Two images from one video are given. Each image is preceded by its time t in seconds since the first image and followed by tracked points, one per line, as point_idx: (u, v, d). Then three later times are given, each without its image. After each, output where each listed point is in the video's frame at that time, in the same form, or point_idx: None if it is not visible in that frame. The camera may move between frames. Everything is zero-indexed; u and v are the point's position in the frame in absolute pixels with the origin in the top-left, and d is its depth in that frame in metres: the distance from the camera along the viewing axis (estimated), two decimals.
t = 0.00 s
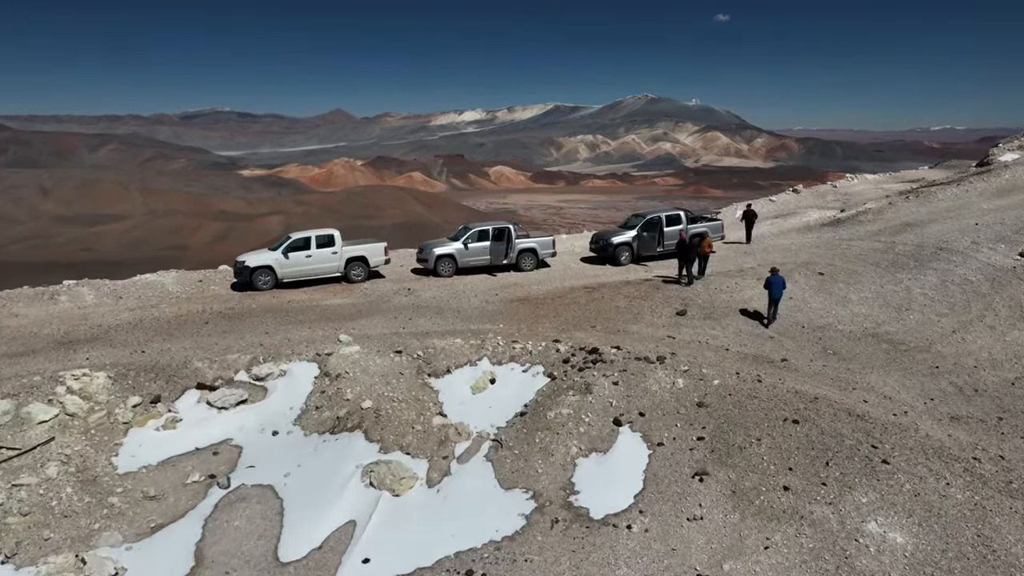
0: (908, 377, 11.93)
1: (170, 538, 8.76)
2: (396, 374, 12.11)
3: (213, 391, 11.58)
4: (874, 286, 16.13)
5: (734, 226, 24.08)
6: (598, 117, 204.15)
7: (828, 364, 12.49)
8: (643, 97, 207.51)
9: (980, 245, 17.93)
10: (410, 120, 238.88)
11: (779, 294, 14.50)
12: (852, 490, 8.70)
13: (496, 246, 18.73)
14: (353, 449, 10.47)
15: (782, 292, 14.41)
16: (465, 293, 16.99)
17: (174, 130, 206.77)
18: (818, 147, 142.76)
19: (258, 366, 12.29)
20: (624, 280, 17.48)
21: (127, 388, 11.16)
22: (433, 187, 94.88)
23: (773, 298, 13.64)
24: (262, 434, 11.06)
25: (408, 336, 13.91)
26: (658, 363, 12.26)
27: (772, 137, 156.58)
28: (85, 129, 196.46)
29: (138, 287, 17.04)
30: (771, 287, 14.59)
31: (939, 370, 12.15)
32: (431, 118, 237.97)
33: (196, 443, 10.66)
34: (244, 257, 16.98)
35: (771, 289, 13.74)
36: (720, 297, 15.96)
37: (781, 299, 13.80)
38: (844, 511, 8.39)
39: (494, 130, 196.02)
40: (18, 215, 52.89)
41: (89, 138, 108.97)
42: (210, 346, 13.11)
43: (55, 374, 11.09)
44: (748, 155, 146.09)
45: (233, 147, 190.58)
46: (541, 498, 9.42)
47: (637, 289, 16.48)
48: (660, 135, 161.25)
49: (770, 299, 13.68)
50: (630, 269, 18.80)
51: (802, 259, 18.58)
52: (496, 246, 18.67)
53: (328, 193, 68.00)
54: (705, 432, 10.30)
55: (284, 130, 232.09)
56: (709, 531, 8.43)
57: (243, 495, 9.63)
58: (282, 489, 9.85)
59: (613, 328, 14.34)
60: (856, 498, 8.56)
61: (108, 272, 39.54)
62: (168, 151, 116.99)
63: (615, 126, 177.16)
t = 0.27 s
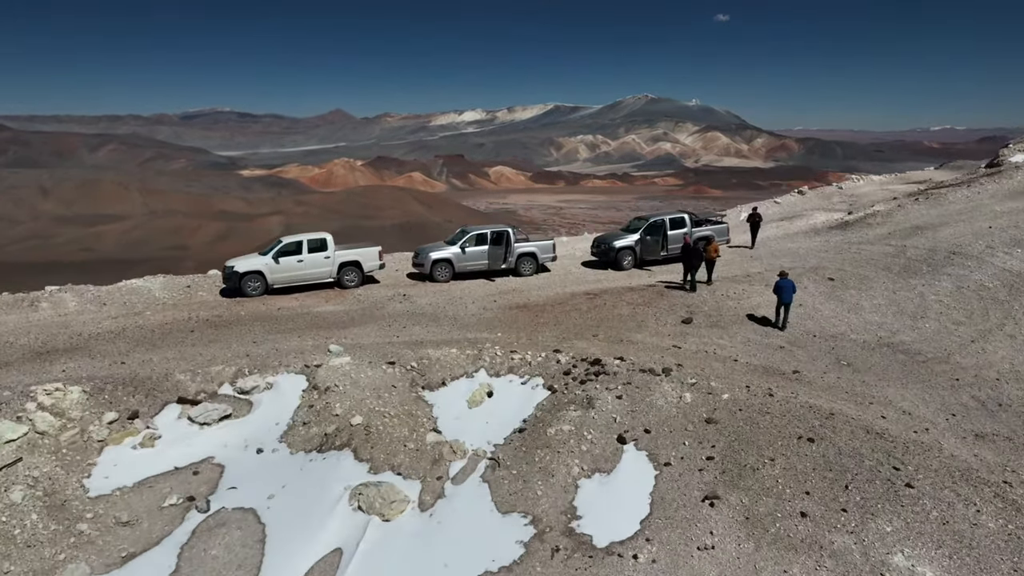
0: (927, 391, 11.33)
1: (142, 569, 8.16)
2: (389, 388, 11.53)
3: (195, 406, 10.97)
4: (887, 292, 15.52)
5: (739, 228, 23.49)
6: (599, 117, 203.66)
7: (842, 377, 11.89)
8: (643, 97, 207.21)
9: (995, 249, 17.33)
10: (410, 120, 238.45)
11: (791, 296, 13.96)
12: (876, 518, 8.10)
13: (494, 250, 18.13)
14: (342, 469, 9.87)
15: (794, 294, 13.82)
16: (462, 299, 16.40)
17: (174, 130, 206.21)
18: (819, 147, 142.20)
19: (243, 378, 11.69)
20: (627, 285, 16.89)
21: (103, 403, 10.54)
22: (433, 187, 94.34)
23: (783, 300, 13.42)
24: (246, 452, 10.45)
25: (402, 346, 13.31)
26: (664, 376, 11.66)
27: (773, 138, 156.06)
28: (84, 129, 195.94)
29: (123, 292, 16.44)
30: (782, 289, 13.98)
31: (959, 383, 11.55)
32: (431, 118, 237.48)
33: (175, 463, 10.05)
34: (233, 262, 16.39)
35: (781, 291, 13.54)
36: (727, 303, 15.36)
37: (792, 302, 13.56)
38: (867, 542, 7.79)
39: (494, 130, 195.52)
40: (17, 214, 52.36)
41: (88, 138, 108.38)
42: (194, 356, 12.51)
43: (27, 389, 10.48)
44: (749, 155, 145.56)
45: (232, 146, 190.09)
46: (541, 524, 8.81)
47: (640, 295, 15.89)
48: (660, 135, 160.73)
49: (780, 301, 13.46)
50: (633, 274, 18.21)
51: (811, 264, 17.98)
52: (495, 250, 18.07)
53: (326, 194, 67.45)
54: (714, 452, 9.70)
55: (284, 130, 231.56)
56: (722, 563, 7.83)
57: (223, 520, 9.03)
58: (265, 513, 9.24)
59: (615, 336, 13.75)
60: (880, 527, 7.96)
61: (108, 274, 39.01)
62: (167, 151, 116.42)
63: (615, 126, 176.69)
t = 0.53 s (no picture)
0: (950, 405, 10.71)
1: None
2: (380, 403, 10.94)
3: (175, 422, 10.37)
4: (901, 298, 14.92)
5: (744, 231, 22.90)
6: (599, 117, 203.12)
7: (858, 391, 11.28)
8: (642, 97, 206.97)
9: (1011, 254, 16.71)
10: (409, 120, 237.88)
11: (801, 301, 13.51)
12: (903, 549, 7.50)
13: (492, 254, 17.53)
14: (329, 491, 9.27)
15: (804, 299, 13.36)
16: (459, 306, 15.81)
17: (173, 130, 205.51)
18: (820, 147, 141.61)
19: (227, 392, 11.09)
20: (630, 291, 16.30)
21: (76, 420, 9.95)
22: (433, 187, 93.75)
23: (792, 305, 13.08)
24: (228, 472, 9.84)
25: (395, 356, 12.72)
26: (671, 390, 11.06)
27: (774, 138, 155.46)
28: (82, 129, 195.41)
29: (107, 298, 15.86)
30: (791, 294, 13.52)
31: (982, 397, 10.93)
32: (430, 119, 236.94)
33: (152, 483, 9.45)
34: (222, 268, 15.80)
35: (789, 296, 13.22)
36: (734, 310, 14.76)
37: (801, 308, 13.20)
38: None
39: (493, 130, 195.01)
40: (16, 215, 51.76)
41: (86, 138, 107.67)
42: (177, 368, 11.92)
43: None
44: (749, 155, 145.04)
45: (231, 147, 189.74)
46: (542, 552, 8.21)
47: (644, 302, 15.29)
48: (660, 135, 160.17)
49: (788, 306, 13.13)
50: (636, 279, 17.62)
51: (820, 269, 17.38)
52: (493, 254, 17.47)
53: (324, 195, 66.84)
54: (726, 474, 9.09)
55: (283, 130, 230.94)
56: None
57: (201, 548, 8.43)
58: (247, 539, 8.64)
59: (619, 346, 13.15)
60: (909, 559, 7.35)
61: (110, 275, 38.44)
62: (166, 150, 115.75)
63: (615, 126, 176.17)
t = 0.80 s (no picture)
0: (980, 424, 10.01)
1: None
2: (371, 422, 10.26)
3: (151, 442, 9.69)
4: (919, 307, 14.22)
5: (751, 234, 22.22)
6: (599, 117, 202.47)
7: (879, 408, 10.58)
8: (643, 96, 206.29)
9: None
10: (409, 121, 237.25)
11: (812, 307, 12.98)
12: None
13: (491, 260, 16.86)
14: (314, 520, 8.59)
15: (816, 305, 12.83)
16: (457, 314, 15.13)
17: (173, 130, 204.81)
18: (821, 147, 140.91)
19: (207, 410, 10.40)
20: (635, 299, 15.61)
21: (42, 442, 9.28)
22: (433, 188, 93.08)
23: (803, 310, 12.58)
24: (206, 497, 9.15)
25: (388, 369, 12.03)
26: (680, 408, 10.36)
27: (774, 138, 154.78)
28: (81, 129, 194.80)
29: (88, 306, 15.19)
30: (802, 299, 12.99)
31: (1014, 415, 10.22)
32: (430, 119, 236.30)
33: (123, 511, 8.76)
34: (208, 274, 15.13)
35: (799, 301, 12.73)
36: (745, 319, 14.08)
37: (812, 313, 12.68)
38: None
39: (493, 130, 194.32)
40: (15, 215, 51.14)
41: (84, 137, 107.10)
42: (155, 383, 11.23)
43: None
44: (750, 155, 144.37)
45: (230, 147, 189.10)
46: None
47: (649, 310, 14.62)
48: (661, 135, 159.50)
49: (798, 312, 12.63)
50: (641, 286, 16.93)
51: (833, 275, 16.69)
52: (492, 260, 16.79)
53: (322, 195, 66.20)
54: (743, 502, 8.40)
55: (283, 129, 230.24)
56: None
57: None
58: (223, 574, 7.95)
59: (624, 358, 12.47)
60: None
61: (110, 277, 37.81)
62: (165, 150, 115.04)
63: (615, 126, 175.53)
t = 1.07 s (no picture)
0: (1008, 443, 9.40)
1: None
2: (361, 441, 9.69)
3: (127, 463, 9.09)
4: (937, 314, 13.63)
5: (757, 237, 21.64)
6: (599, 117, 201.94)
7: (900, 424, 9.99)
8: (642, 96, 205.82)
9: None
10: (408, 121, 236.71)
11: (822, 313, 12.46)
12: None
13: (489, 264, 16.27)
14: (298, 550, 8.00)
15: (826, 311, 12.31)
16: (453, 322, 14.54)
17: (173, 130, 204.32)
18: (822, 147, 140.27)
19: (188, 427, 9.82)
20: (640, 306, 15.03)
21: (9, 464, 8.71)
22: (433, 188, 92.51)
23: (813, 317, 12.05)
24: (184, 523, 8.54)
25: (380, 382, 11.44)
26: (689, 425, 9.78)
27: (775, 138, 154.23)
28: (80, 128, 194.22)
29: (70, 314, 14.60)
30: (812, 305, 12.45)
31: None
32: (430, 118, 235.88)
33: (94, 539, 8.16)
34: (195, 281, 14.55)
35: (810, 307, 12.18)
36: (754, 328, 13.50)
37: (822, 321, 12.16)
38: None
39: (493, 130, 193.70)
40: (15, 215, 50.64)
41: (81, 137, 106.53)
42: (134, 397, 10.65)
43: None
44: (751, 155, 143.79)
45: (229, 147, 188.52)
46: None
47: (655, 318, 14.04)
48: (661, 135, 158.94)
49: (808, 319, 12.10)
50: (645, 291, 16.33)
51: (844, 280, 16.11)
52: (491, 265, 16.20)
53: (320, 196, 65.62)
54: (759, 531, 7.81)
55: (282, 129, 229.68)
56: None
57: None
58: None
59: (629, 370, 11.88)
60: None
61: (110, 279, 37.29)
62: (165, 150, 114.49)
63: (615, 126, 175.00)
